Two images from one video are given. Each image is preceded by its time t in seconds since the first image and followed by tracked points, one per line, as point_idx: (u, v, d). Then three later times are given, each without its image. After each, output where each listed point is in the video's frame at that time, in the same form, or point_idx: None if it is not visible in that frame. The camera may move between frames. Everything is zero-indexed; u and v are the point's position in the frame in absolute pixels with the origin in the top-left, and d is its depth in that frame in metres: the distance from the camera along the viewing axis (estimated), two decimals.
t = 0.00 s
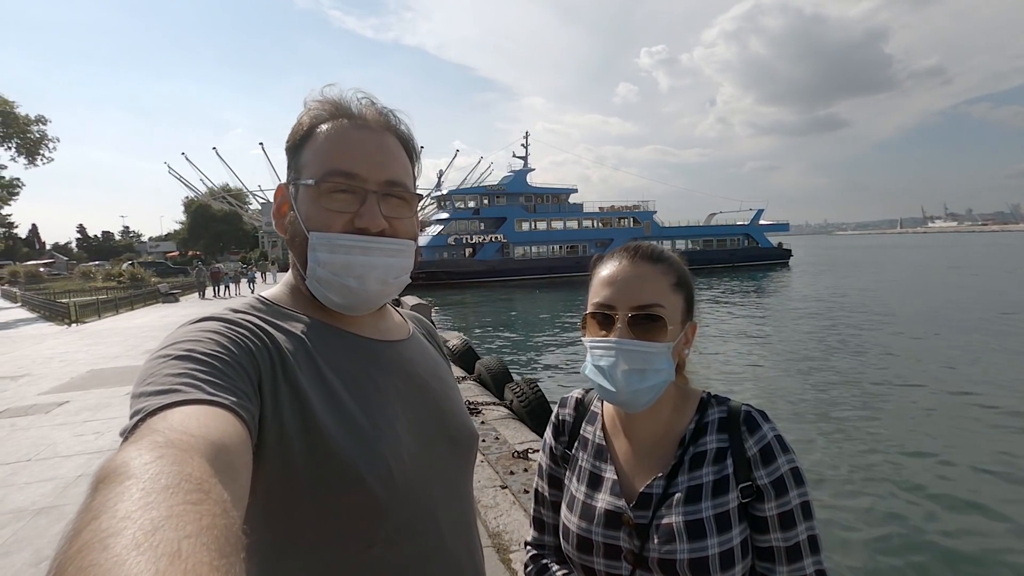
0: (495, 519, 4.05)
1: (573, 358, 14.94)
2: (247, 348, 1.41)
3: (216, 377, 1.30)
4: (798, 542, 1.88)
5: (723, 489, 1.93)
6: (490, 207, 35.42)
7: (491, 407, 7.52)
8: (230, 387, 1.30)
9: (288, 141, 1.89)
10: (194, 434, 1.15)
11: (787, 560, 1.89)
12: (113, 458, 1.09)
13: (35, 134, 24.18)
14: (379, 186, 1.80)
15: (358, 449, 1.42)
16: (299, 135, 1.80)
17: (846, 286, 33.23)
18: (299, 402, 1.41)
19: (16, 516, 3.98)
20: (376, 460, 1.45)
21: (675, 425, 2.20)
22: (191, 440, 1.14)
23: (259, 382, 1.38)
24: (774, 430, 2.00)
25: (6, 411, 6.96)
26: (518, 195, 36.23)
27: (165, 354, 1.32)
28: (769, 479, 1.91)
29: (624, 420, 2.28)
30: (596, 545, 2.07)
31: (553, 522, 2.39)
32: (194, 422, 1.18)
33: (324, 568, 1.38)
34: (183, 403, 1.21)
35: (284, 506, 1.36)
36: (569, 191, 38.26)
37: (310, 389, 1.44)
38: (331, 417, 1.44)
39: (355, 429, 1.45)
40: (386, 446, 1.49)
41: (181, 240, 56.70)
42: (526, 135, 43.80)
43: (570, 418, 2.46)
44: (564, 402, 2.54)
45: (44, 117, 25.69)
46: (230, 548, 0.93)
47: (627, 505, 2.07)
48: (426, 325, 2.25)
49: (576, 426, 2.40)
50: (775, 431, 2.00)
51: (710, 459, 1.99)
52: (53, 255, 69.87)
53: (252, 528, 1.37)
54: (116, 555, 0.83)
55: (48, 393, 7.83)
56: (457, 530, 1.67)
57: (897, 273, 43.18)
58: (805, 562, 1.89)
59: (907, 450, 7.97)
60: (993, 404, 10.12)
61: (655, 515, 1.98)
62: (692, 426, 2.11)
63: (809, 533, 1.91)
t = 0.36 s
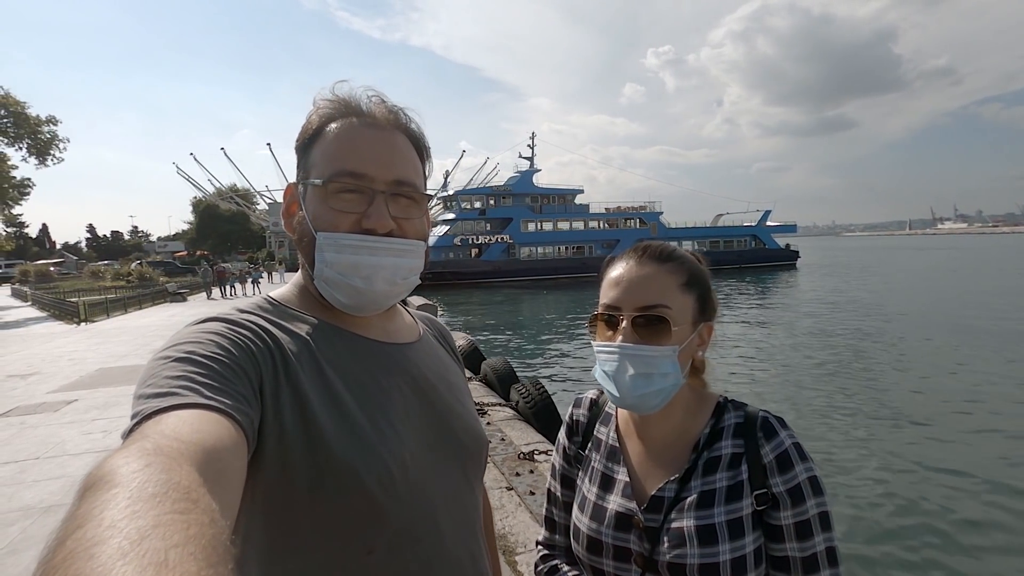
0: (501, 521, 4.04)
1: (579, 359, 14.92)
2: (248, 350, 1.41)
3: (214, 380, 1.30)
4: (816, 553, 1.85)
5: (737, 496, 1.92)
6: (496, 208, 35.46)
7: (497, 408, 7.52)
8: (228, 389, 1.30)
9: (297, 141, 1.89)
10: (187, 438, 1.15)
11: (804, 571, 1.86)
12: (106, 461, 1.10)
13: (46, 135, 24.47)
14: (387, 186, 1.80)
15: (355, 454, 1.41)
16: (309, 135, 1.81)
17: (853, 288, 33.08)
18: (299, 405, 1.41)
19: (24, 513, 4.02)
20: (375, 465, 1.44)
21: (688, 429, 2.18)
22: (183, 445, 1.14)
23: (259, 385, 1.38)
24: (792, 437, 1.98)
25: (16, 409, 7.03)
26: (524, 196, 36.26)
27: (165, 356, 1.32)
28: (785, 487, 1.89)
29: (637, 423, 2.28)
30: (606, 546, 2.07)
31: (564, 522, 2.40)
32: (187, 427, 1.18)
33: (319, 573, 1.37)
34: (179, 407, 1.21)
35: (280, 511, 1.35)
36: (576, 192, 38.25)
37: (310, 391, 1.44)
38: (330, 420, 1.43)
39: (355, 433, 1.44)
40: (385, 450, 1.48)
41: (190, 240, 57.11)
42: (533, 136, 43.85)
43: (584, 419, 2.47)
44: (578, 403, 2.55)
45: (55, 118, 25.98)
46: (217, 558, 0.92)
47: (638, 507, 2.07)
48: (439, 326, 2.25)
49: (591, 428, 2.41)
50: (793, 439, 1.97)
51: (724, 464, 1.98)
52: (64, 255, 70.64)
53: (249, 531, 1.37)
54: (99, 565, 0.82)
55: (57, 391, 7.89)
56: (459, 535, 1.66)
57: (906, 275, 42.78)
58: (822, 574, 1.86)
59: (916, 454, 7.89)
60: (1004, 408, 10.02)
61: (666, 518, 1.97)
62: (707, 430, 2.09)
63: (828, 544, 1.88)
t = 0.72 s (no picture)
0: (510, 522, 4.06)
1: (585, 360, 14.90)
2: (267, 351, 1.42)
3: (233, 381, 1.31)
4: (846, 562, 1.82)
5: (752, 500, 1.90)
6: (502, 208, 35.48)
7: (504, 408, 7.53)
8: (247, 390, 1.31)
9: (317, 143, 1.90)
10: (203, 439, 1.16)
11: None
12: (128, 460, 1.12)
13: (56, 135, 24.71)
14: (405, 188, 1.80)
15: (371, 455, 1.41)
16: (329, 137, 1.82)
17: (863, 289, 32.82)
18: (317, 406, 1.41)
19: (36, 511, 4.06)
20: (391, 467, 1.44)
21: (705, 432, 2.17)
22: (200, 446, 1.14)
23: (277, 386, 1.39)
24: (812, 443, 1.94)
25: (27, 407, 7.09)
26: (530, 196, 36.27)
27: (185, 356, 1.34)
28: (804, 493, 1.86)
29: (654, 424, 2.28)
30: (618, 544, 2.07)
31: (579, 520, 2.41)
32: (205, 427, 1.19)
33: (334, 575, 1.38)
34: (198, 407, 1.22)
35: (296, 511, 1.36)
36: (582, 192, 38.23)
37: (327, 392, 1.44)
38: (347, 422, 1.44)
39: (371, 435, 1.44)
40: (401, 452, 1.48)
41: (198, 240, 57.50)
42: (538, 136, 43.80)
43: (603, 418, 2.47)
44: (598, 401, 2.56)
45: (65, 119, 26.24)
46: (231, 559, 0.92)
47: (651, 507, 2.07)
48: (459, 329, 2.25)
49: (609, 427, 2.42)
50: (814, 444, 1.94)
51: (740, 468, 1.96)
52: (73, 254, 71.29)
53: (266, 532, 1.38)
54: (116, 564, 0.83)
55: (68, 389, 7.97)
56: (474, 539, 1.65)
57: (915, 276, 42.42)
58: None
59: (926, 458, 7.82)
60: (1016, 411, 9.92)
61: (679, 519, 1.97)
62: (724, 434, 2.08)
63: (859, 554, 1.83)
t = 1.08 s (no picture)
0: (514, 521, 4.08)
1: (588, 360, 14.87)
2: (277, 347, 1.43)
3: (244, 377, 1.31)
4: (853, 555, 1.81)
5: (758, 496, 1.91)
6: (505, 208, 35.50)
7: (507, 408, 7.53)
8: (257, 386, 1.31)
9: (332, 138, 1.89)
10: (214, 435, 1.16)
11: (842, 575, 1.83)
12: (140, 455, 1.12)
13: (61, 136, 24.84)
14: (419, 187, 1.81)
15: (381, 454, 1.41)
16: (346, 134, 1.82)
17: (868, 290, 32.64)
18: (328, 404, 1.42)
19: (44, 509, 4.08)
20: (401, 465, 1.44)
21: (711, 430, 2.17)
22: (212, 442, 1.15)
23: (288, 383, 1.39)
24: (813, 436, 1.94)
25: (33, 406, 7.13)
26: (533, 196, 36.29)
27: (197, 352, 1.34)
28: (806, 487, 1.86)
29: (661, 423, 2.27)
30: (626, 544, 2.07)
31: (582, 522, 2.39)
32: (216, 423, 1.19)
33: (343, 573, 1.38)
34: (209, 403, 1.22)
35: (306, 509, 1.36)
36: (585, 192, 38.26)
37: (338, 390, 1.44)
38: (359, 419, 1.44)
39: (381, 433, 1.44)
40: (411, 451, 1.48)
41: (202, 240, 57.67)
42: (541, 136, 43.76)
43: (606, 418, 2.45)
44: (600, 402, 2.53)
45: (70, 119, 26.38)
46: (242, 557, 0.92)
47: (659, 506, 2.06)
48: (468, 328, 2.24)
49: (612, 427, 2.40)
50: (814, 437, 1.94)
51: (744, 465, 1.97)
52: (77, 254, 71.65)
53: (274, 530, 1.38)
54: (130, 559, 0.83)
55: (73, 388, 8.01)
56: (483, 538, 1.65)
57: (921, 276, 42.19)
58: None
59: (932, 459, 7.79)
60: (1022, 412, 9.86)
61: (687, 518, 1.97)
62: (728, 431, 2.08)
63: (869, 547, 1.81)
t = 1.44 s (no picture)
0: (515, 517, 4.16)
1: (589, 359, 14.87)
2: (273, 335, 1.43)
3: (238, 366, 1.30)
4: (849, 532, 1.79)
5: (759, 481, 1.91)
6: (506, 208, 35.54)
7: (508, 407, 7.54)
8: (251, 375, 1.31)
9: (328, 127, 1.89)
10: (207, 424, 1.16)
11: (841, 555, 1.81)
12: (133, 442, 1.12)
13: (64, 136, 24.91)
14: (417, 177, 1.81)
15: (377, 443, 1.42)
16: (343, 122, 1.82)
17: (870, 291, 32.61)
18: (324, 392, 1.42)
19: (46, 505, 4.09)
20: (398, 455, 1.44)
21: (712, 419, 2.18)
22: (205, 431, 1.15)
23: (284, 372, 1.39)
24: (807, 417, 1.97)
25: (36, 404, 7.15)
26: (534, 196, 36.32)
27: (192, 340, 1.34)
28: (800, 467, 1.87)
29: (662, 414, 2.27)
30: (632, 538, 2.06)
31: (582, 520, 2.37)
32: (209, 411, 1.19)
33: (340, 561, 1.38)
34: (202, 393, 1.22)
35: (303, 497, 1.37)
36: (586, 192, 38.29)
37: (334, 378, 1.44)
38: (355, 409, 1.44)
39: (378, 423, 1.44)
40: (408, 441, 1.48)
41: (205, 239, 57.81)
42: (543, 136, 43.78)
43: (604, 412, 2.43)
44: (596, 396, 2.52)
45: (73, 119, 26.46)
46: (234, 548, 0.92)
47: (662, 497, 2.06)
48: (466, 318, 2.24)
49: (610, 420, 2.38)
50: (808, 419, 1.96)
51: (743, 450, 1.98)
52: (79, 254, 71.73)
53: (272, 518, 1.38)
54: (123, 548, 0.83)
55: (76, 386, 8.03)
56: (481, 528, 1.66)
57: (922, 277, 42.18)
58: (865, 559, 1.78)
59: (933, 458, 7.80)
60: None
61: (691, 507, 1.97)
62: (727, 419, 2.10)
63: (866, 524, 1.79)
